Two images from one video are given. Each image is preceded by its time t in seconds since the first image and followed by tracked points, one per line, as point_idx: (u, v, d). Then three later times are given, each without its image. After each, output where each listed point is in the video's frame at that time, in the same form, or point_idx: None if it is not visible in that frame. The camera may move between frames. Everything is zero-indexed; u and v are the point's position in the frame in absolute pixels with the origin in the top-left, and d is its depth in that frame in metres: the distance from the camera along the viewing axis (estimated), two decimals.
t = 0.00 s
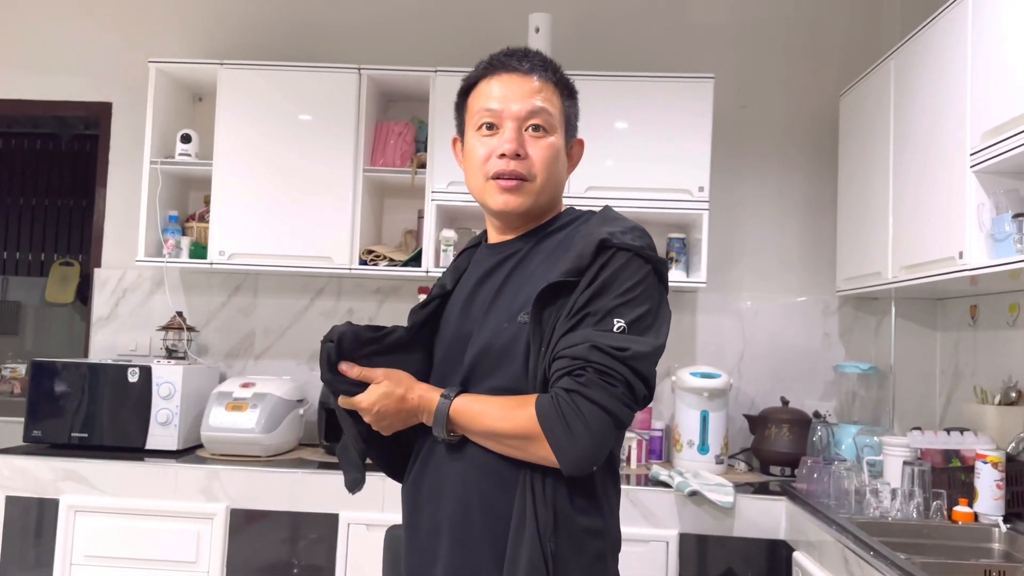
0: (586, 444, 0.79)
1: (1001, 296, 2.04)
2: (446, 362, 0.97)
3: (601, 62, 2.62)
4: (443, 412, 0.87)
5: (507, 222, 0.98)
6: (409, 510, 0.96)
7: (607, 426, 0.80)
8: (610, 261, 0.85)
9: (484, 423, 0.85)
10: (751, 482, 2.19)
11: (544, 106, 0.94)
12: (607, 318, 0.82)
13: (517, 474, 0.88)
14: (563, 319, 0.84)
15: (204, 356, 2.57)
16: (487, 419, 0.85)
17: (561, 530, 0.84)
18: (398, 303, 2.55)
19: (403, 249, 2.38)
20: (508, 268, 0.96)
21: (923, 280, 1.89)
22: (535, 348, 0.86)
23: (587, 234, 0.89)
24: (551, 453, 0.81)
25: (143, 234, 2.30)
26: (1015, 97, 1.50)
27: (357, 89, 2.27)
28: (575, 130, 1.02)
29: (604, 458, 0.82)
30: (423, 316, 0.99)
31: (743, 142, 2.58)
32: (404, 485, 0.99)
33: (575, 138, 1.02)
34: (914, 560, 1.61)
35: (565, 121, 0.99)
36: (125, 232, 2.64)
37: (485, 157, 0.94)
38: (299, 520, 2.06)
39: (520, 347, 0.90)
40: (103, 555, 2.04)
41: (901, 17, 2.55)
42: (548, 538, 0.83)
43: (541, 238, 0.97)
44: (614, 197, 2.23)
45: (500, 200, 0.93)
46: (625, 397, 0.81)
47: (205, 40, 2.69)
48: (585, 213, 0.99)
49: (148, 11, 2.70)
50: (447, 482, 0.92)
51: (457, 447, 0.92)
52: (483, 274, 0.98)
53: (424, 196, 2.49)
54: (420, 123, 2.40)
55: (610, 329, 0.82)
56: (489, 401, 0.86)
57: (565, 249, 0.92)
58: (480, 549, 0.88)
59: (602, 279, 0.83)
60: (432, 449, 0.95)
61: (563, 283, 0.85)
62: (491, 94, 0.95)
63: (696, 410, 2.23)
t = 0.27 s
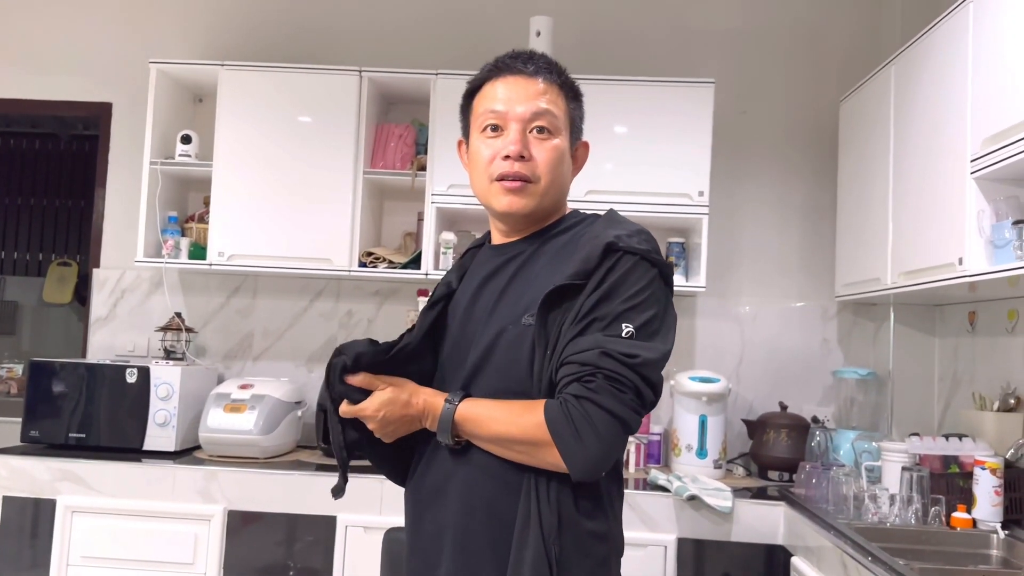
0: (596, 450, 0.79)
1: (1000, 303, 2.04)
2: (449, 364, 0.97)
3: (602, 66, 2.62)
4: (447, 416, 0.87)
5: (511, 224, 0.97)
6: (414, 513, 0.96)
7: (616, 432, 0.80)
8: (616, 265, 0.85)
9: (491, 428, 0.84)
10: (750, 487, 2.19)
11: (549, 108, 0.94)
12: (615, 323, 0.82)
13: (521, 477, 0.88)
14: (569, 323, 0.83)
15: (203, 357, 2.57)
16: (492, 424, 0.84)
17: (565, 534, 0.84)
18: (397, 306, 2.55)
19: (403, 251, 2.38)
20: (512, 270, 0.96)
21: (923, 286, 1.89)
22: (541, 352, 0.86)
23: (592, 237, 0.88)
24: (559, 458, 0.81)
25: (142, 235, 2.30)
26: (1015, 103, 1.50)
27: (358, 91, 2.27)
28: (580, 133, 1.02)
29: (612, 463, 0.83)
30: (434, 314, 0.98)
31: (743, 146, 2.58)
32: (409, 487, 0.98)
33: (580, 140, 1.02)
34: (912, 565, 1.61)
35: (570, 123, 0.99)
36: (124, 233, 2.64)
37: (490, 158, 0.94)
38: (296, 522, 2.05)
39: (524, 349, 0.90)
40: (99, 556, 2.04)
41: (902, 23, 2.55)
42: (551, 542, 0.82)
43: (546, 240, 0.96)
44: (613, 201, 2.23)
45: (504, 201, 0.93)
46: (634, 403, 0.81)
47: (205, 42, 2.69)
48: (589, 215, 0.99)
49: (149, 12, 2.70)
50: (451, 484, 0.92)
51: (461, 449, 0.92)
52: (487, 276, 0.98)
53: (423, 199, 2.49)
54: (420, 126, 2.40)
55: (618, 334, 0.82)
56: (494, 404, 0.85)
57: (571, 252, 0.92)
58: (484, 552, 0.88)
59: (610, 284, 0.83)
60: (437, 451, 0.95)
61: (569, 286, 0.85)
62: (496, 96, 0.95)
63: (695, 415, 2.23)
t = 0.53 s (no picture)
0: (604, 454, 0.79)
1: (1001, 307, 2.04)
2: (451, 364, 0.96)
3: (603, 69, 2.62)
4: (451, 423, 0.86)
5: (514, 225, 0.97)
6: (419, 517, 0.96)
7: (624, 435, 0.80)
8: (622, 267, 0.84)
9: (495, 435, 0.84)
10: (750, 490, 2.19)
11: (552, 109, 0.94)
12: (622, 326, 0.82)
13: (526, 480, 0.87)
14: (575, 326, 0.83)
15: (202, 358, 2.57)
16: (498, 430, 0.84)
17: (570, 537, 0.83)
18: (397, 307, 2.55)
19: (403, 253, 2.38)
20: (516, 272, 0.95)
21: (924, 290, 1.88)
22: (546, 354, 0.86)
23: (598, 239, 0.88)
24: (567, 462, 0.80)
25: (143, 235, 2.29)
26: (1018, 107, 1.50)
27: (359, 92, 2.27)
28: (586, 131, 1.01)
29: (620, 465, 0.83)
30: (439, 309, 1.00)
31: (744, 149, 2.58)
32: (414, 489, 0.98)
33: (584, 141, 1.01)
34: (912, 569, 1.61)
35: (574, 123, 0.99)
36: (124, 233, 2.64)
37: (492, 159, 0.93)
38: (295, 523, 2.05)
39: (529, 352, 0.90)
40: (98, 557, 2.03)
41: (903, 26, 2.55)
42: (556, 545, 0.82)
43: (550, 241, 0.96)
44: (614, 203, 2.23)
45: (507, 202, 0.93)
46: (642, 407, 0.81)
47: (206, 42, 2.69)
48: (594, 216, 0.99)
49: (151, 13, 2.70)
50: (455, 488, 0.91)
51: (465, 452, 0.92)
52: (490, 277, 0.98)
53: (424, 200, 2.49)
54: (421, 127, 2.40)
55: (625, 337, 0.82)
56: (502, 412, 0.85)
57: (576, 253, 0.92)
58: (488, 556, 0.88)
59: (617, 286, 0.83)
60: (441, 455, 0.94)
61: (575, 289, 0.84)
62: (499, 97, 0.95)
63: (695, 417, 2.23)
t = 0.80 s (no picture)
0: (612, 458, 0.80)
1: (1001, 309, 2.04)
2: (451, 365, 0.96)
3: (603, 70, 2.62)
4: (454, 427, 0.85)
5: (514, 226, 0.97)
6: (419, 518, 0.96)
7: (631, 440, 0.81)
8: (624, 270, 0.84)
9: (500, 437, 0.83)
10: (749, 491, 2.19)
11: (550, 110, 0.94)
12: (627, 330, 0.82)
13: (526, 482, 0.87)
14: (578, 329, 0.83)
15: (202, 358, 2.57)
16: (501, 433, 0.83)
17: (570, 539, 0.83)
18: (397, 308, 2.55)
19: (403, 254, 2.38)
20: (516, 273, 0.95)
21: (924, 291, 1.88)
22: (547, 356, 0.86)
23: (598, 242, 0.88)
24: (573, 466, 0.80)
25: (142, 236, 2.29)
26: (1017, 109, 1.50)
27: (359, 93, 2.27)
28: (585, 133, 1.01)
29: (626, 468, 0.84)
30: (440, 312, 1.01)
31: (743, 150, 2.58)
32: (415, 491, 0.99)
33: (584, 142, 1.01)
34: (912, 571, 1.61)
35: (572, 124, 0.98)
36: (124, 234, 2.64)
37: (491, 160, 0.94)
38: (294, 525, 2.05)
39: (530, 354, 0.89)
40: (97, 558, 2.03)
41: (903, 28, 2.55)
42: (556, 547, 0.82)
43: (550, 243, 0.96)
44: (613, 205, 2.23)
45: (506, 203, 0.93)
46: (649, 411, 0.81)
47: (207, 43, 2.69)
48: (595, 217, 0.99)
49: (151, 14, 2.71)
50: (454, 490, 0.91)
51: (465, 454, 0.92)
52: (490, 279, 0.97)
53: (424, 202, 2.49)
54: (421, 129, 2.40)
55: (631, 341, 0.82)
56: (505, 416, 0.84)
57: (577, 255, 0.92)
58: (488, 558, 0.87)
59: (620, 290, 0.83)
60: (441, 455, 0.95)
61: (577, 292, 0.84)
62: (498, 99, 0.95)
63: (695, 419, 2.23)
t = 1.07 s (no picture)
0: (620, 463, 0.80)
1: (1000, 308, 2.04)
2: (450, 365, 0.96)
3: (602, 70, 2.62)
4: (464, 417, 0.83)
5: (506, 225, 0.97)
6: (419, 516, 0.96)
7: (637, 444, 0.81)
8: (624, 272, 0.84)
9: (511, 431, 0.82)
10: (749, 491, 2.19)
11: (534, 107, 0.94)
12: (632, 334, 0.82)
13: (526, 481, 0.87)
14: (580, 332, 0.82)
15: (201, 359, 2.57)
16: (512, 427, 0.82)
17: (569, 538, 0.83)
18: (396, 309, 2.55)
19: (402, 254, 2.38)
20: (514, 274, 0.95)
21: (922, 291, 1.88)
22: (546, 357, 0.85)
23: (598, 244, 0.88)
24: (581, 468, 0.80)
25: (141, 237, 2.29)
26: (1014, 109, 1.50)
27: (358, 94, 2.27)
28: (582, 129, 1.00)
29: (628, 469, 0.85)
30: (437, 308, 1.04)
31: (742, 150, 2.58)
32: (417, 489, 0.99)
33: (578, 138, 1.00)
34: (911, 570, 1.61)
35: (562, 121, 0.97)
36: (123, 235, 2.64)
37: (475, 161, 0.95)
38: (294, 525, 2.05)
39: (528, 355, 0.89)
40: (97, 559, 2.03)
41: (902, 28, 2.55)
42: (555, 547, 0.82)
43: (547, 243, 0.96)
44: (612, 205, 2.23)
45: (493, 203, 0.93)
46: (654, 414, 0.82)
47: (205, 44, 2.69)
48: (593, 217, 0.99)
49: (149, 15, 2.71)
50: (456, 489, 0.91)
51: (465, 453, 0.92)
52: (488, 279, 0.98)
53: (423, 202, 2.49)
54: (420, 130, 2.40)
55: (637, 346, 0.82)
56: (516, 409, 0.83)
57: (575, 257, 0.92)
58: (487, 556, 0.88)
59: (623, 294, 0.83)
60: (442, 452, 0.95)
61: (578, 294, 0.84)
62: (484, 100, 0.96)
63: (694, 419, 2.23)
